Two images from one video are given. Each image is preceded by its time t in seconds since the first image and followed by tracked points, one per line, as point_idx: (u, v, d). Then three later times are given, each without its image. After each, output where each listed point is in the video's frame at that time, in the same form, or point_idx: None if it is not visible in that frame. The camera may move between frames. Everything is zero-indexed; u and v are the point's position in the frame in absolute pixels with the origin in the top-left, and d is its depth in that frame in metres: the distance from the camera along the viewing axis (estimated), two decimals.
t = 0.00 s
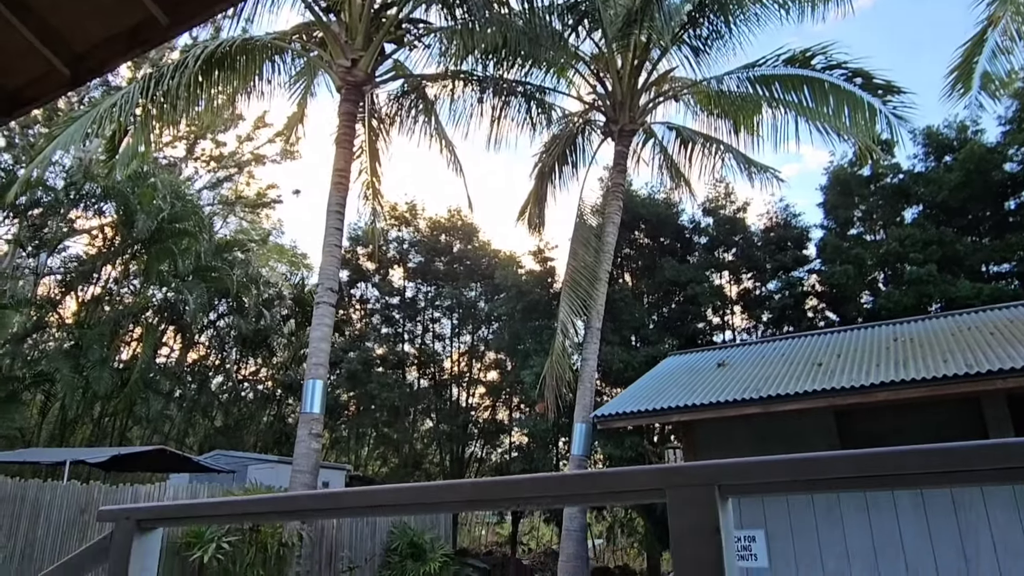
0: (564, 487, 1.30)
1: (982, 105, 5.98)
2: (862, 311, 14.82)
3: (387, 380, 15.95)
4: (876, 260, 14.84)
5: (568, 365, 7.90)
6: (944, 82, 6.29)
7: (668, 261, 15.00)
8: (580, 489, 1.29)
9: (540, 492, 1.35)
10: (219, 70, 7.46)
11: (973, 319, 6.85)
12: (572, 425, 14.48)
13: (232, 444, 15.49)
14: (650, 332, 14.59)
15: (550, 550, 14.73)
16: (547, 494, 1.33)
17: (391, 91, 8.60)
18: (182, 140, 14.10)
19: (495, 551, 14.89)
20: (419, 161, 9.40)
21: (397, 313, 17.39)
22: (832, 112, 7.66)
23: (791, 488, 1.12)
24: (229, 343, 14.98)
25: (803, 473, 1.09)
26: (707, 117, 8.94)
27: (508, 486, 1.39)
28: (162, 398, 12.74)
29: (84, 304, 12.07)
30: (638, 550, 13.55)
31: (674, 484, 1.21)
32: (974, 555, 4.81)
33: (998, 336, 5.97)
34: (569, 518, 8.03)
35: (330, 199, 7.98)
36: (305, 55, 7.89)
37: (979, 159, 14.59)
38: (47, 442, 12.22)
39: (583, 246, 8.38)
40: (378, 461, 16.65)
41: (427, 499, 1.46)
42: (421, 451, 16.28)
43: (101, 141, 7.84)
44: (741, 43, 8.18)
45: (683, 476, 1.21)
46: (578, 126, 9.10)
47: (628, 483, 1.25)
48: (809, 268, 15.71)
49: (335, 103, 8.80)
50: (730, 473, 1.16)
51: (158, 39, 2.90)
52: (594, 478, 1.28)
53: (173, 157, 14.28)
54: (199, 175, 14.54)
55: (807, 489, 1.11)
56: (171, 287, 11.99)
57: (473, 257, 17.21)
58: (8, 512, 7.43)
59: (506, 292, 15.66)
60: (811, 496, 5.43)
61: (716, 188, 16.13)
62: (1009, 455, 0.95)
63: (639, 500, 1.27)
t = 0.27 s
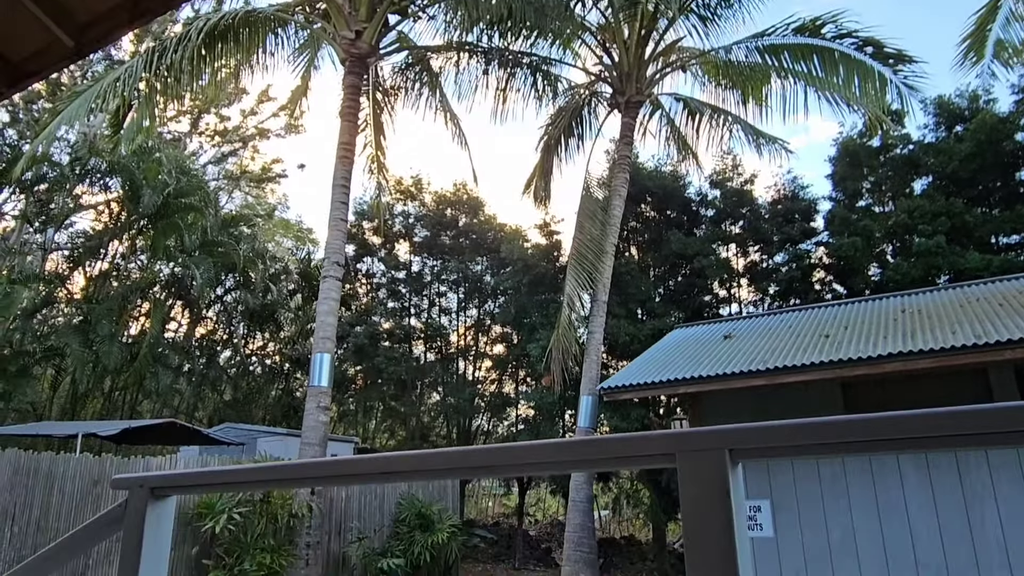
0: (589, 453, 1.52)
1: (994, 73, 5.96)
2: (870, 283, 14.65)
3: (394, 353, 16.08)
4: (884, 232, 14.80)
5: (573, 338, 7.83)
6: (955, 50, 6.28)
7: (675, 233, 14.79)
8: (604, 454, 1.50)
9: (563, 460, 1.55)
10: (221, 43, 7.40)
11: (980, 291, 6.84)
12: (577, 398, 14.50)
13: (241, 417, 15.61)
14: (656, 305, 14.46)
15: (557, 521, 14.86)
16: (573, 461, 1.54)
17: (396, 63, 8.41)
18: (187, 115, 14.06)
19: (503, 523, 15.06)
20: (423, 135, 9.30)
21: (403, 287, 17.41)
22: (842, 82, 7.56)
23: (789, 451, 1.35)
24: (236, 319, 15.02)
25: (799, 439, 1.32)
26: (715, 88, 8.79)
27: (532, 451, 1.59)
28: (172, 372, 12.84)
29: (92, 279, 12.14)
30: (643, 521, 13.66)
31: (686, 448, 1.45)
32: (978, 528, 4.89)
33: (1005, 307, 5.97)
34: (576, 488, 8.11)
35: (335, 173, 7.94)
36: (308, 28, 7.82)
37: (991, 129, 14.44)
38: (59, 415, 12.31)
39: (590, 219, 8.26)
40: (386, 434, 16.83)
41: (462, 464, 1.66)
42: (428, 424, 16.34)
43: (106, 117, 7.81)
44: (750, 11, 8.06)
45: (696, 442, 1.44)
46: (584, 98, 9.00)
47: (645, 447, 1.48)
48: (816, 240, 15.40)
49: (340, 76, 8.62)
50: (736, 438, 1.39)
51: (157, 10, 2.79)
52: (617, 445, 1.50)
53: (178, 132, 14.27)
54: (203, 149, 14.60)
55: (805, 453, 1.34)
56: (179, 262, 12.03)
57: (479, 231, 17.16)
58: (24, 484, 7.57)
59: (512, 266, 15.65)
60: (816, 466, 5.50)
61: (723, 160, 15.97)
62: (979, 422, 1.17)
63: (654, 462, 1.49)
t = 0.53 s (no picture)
0: (604, 416, 1.60)
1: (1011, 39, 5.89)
2: (881, 253, 14.44)
3: (404, 326, 16.08)
4: (896, 201, 14.48)
5: (582, 309, 7.85)
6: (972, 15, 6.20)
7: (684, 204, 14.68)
8: (617, 417, 1.59)
9: (578, 423, 1.63)
10: (225, 13, 7.35)
11: (992, 259, 6.78)
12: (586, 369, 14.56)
13: (253, 388, 15.75)
14: (665, 276, 14.37)
15: (565, 490, 15.03)
16: (588, 425, 1.63)
17: (402, 33, 8.38)
18: (192, 87, 14.00)
19: (512, 492, 15.26)
20: (431, 105, 9.26)
21: (411, 259, 17.39)
22: (855, 48, 7.47)
23: (796, 412, 1.43)
24: (245, 291, 15.08)
25: (806, 400, 1.40)
26: (725, 55, 8.70)
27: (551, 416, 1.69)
28: (183, 344, 12.92)
29: (102, 253, 12.21)
30: (651, 490, 13.81)
31: (698, 412, 1.52)
32: (984, 489, 5.10)
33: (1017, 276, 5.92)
34: (585, 457, 8.17)
35: (342, 144, 7.92)
36: None
37: (1007, 95, 14.21)
38: (74, 386, 12.58)
39: (598, 189, 8.23)
40: (396, 406, 17.03)
41: (481, 427, 1.77)
42: (437, 394, 16.71)
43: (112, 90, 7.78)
44: None
45: (706, 405, 1.52)
46: (592, 66, 8.91)
47: (657, 410, 1.55)
48: (826, 209, 15.27)
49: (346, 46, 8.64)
50: (749, 401, 1.47)
51: None
52: (630, 409, 1.59)
53: (184, 104, 14.16)
54: (210, 122, 14.42)
55: (811, 414, 1.42)
56: (188, 235, 12.06)
57: (486, 203, 17.12)
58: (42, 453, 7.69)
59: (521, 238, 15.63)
60: (824, 437, 5.62)
61: (733, 129, 15.80)
62: (979, 382, 1.24)
63: (672, 425, 1.56)
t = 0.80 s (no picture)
0: (615, 385, 1.61)
1: None
2: (891, 227, 14.34)
3: (412, 301, 16.07)
4: (908, 174, 14.33)
5: (590, 284, 7.85)
6: None
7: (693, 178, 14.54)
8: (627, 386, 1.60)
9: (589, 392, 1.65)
10: None
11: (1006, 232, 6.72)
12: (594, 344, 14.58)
13: (262, 364, 15.81)
14: (673, 251, 14.27)
15: (573, 464, 15.14)
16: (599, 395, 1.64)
17: (408, 6, 8.40)
18: (198, 62, 13.92)
19: (520, 466, 15.40)
20: (438, 80, 9.24)
21: (419, 235, 17.37)
22: (869, 18, 7.25)
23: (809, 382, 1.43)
24: (254, 268, 15.15)
25: (818, 370, 1.40)
26: (736, 26, 8.64)
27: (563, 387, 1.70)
28: (194, 321, 13.00)
29: (111, 230, 12.29)
30: (659, 464, 14.02)
31: (708, 382, 1.52)
32: (993, 455, 5.17)
33: None
34: (593, 431, 8.20)
35: (349, 119, 7.92)
36: None
37: None
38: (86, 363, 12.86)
39: (607, 163, 8.19)
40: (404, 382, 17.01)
41: (492, 397, 1.79)
42: (446, 369, 16.88)
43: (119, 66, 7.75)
44: None
45: (717, 376, 1.51)
46: (601, 39, 8.82)
47: (668, 380, 1.56)
48: (838, 182, 15.12)
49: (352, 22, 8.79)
50: (760, 371, 1.46)
51: None
52: (640, 378, 1.60)
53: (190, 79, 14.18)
54: (216, 98, 14.48)
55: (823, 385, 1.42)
56: (197, 211, 12.08)
57: (494, 177, 17.05)
58: (56, 428, 7.90)
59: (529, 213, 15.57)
60: (833, 408, 5.78)
61: (744, 102, 15.61)
62: (995, 351, 1.23)
63: (682, 395, 1.57)
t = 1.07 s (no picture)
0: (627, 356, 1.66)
1: None
2: (904, 199, 14.18)
3: (421, 276, 16.07)
4: (922, 145, 14.14)
5: (599, 258, 7.87)
6: None
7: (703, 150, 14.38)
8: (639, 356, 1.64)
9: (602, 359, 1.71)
10: None
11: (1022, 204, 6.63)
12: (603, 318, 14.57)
13: (272, 338, 15.82)
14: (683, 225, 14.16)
15: (582, 438, 15.22)
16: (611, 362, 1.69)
17: None
18: (204, 36, 13.84)
19: (530, 439, 15.52)
20: (446, 53, 9.15)
21: (428, 210, 17.34)
22: None
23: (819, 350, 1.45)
24: (264, 243, 15.21)
25: (832, 337, 1.41)
26: None
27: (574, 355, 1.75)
28: (204, 295, 13.08)
29: (121, 206, 12.38)
30: (667, 437, 14.10)
31: (719, 351, 1.55)
32: (1002, 428, 5.34)
33: None
34: (601, 404, 8.23)
35: (357, 93, 7.90)
36: None
37: None
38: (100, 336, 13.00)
39: (616, 136, 8.10)
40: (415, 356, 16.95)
41: (504, 365, 1.84)
42: (455, 343, 16.96)
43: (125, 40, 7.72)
44: None
45: (730, 344, 1.54)
46: (610, 10, 8.66)
47: (680, 349, 1.59)
48: (851, 154, 14.92)
49: None
50: (771, 339, 1.49)
51: None
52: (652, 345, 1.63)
53: (197, 54, 14.14)
54: (223, 72, 14.43)
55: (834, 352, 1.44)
56: (205, 186, 12.09)
57: (503, 151, 16.96)
58: (72, 400, 8.06)
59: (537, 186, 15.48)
60: (844, 380, 5.94)
61: (755, 73, 15.39)
62: (1005, 319, 1.24)
63: (693, 363, 1.60)
